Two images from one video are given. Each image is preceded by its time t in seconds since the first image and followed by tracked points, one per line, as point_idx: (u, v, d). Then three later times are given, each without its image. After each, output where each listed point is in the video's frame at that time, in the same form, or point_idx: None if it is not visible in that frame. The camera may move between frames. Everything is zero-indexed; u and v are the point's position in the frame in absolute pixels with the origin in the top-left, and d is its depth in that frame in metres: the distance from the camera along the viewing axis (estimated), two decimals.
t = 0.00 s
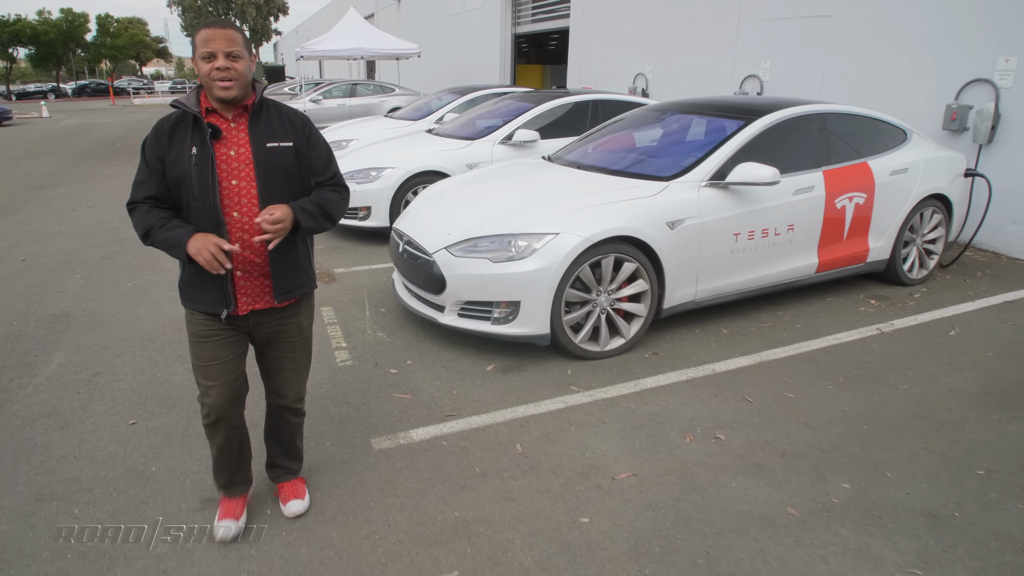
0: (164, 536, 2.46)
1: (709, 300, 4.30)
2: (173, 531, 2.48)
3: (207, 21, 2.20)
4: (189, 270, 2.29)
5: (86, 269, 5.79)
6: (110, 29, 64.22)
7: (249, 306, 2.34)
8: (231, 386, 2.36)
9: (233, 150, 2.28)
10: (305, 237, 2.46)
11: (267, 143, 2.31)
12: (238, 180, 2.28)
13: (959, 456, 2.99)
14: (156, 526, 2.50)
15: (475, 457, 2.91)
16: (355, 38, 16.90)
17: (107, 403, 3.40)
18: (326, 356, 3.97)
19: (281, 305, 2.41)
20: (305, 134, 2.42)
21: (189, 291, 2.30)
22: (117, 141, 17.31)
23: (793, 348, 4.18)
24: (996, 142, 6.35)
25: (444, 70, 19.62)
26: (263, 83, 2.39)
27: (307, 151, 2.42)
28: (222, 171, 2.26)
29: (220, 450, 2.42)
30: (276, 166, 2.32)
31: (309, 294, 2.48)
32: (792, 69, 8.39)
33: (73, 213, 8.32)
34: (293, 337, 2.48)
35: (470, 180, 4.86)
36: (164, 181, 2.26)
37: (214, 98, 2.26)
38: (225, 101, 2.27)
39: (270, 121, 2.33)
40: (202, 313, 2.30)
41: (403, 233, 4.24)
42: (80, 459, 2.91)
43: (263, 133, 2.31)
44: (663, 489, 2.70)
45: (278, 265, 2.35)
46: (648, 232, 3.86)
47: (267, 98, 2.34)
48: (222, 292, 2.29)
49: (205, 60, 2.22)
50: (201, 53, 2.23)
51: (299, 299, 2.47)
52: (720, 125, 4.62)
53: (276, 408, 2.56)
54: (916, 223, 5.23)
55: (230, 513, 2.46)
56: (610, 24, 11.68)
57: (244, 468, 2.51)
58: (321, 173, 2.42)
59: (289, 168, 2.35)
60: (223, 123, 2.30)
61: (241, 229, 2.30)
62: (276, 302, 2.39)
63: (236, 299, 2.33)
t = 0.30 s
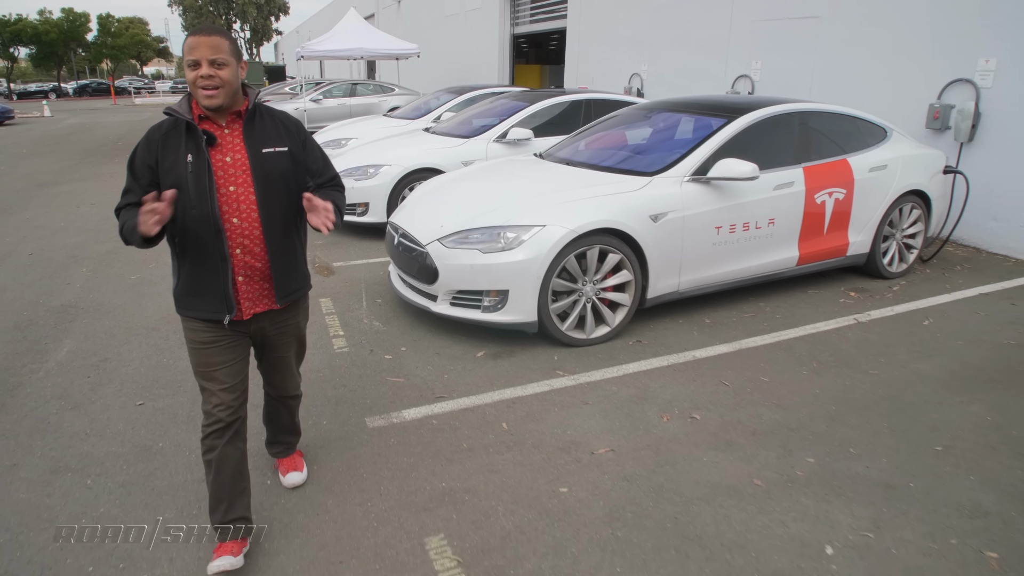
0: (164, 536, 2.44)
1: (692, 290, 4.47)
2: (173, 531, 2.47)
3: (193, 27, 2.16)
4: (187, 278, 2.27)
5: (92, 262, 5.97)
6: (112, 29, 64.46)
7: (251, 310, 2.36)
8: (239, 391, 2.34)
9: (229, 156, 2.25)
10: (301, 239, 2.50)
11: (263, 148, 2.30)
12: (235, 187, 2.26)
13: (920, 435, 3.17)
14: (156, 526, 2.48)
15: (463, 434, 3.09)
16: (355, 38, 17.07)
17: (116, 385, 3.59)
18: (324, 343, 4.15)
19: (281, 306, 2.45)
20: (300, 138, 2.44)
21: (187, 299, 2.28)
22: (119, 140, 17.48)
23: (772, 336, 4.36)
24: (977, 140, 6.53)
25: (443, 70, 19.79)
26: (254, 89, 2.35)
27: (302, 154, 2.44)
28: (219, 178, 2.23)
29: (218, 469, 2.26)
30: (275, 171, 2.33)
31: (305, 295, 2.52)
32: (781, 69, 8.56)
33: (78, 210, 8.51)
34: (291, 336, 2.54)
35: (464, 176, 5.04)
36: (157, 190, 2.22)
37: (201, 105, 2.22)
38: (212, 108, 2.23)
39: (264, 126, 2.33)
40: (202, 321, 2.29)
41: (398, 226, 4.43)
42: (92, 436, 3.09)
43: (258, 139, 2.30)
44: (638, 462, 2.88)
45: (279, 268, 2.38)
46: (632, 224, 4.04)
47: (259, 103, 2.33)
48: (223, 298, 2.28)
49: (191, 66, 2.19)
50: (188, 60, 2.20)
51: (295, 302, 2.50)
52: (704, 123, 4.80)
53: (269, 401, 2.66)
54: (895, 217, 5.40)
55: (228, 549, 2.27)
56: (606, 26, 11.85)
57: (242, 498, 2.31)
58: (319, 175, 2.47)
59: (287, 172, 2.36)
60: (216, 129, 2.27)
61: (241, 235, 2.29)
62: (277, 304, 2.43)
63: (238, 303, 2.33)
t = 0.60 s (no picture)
0: (164, 536, 2.45)
1: (674, 282, 4.64)
2: (173, 531, 2.47)
3: (191, 28, 2.14)
4: (160, 281, 2.22)
5: (95, 257, 6.15)
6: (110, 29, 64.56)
7: (230, 316, 2.31)
8: (221, 402, 2.33)
9: (210, 157, 2.22)
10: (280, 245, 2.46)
11: (245, 151, 2.27)
12: (216, 189, 2.22)
13: (883, 415, 3.36)
14: (156, 526, 2.49)
15: (451, 415, 3.27)
16: (353, 38, 17.23)
17: (121, 371, 3.76)
18: (320, 332, 4.32)
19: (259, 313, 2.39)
20: (281, 144, 2.42)
21: (159, 303, 2.23)
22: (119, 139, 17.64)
23: (750, 326, 4.54)
24: (956, 139, 6.73)
25: (440, 70, 19.94)
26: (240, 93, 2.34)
27: (282, 161, 2.42)
28: (200, 179, 2.19)
29: (214, 471, 2.33)
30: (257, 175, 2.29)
31: (284, 302, 2.47)
32: (770, 69, 8.73)
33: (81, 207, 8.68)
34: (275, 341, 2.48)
35: (455, 173, 5.20)
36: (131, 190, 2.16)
37: (191, 106, 2.18)
38: (202, 111, 2.20)
39: (247, 129, 2.30)
40: (176, 325, 2.24)
41: (392, 220, 4.60)
42: (99, 417, 3.26)
43: (240, 142, 2.27)
44: (615, 439, 3.06)
45: (259, 273, 2.33)
46: (615, 218, 4.22)
47: (243, 108, 2.29)
48: (199, 303, 2.23)
49: (186, 67, 2.15)
50: (180, 59, 2.15)
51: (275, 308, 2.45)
52: (687, 122, 4.99)
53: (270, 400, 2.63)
54: (874, 213, 5.59)
55: (234, 540, 2.34)
56: (600, 26, 12.01)
57: (240, 488, 2.40)
58: (297, 183, 2.46)
59: (268, 177, 2.33)
60: (197, 130, 2.23)
61: (220, 238, 2.25)
62: (254, 311, 2.36)
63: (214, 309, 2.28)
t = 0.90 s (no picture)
0: (164, 536, 2.46)
1: (654, 274, 4.83)
2: (173, 531, 2.48)
3: (189, 23, 2.16)
4: (145, 275, 2.24)
5: (98, 252, 6.35)
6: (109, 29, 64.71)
7: (214, 311, 2.27)
8: (215, 390, 2.46)
9: (197, 153, 2.22)
10: (268, 243, 2.45)
11: (232, 149, 2.27)
12: (201, 185, 2.23)
13: (845, 396, 3.55)
14: (156, 526, 2.50)
15: (436, 395, 3.47)
16: (350, 39, 17.42)
17: (125, 357, 3.95)
18: (314, 321, 4.51)
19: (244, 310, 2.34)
20: (269, 144, 2.42)
21: (146, 297, 2.26)
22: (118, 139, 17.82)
23: (727, 315, 4.73)
24: (933, 136, 6.93)
25: (437, 70, 20.13)
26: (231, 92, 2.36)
27: (269, 160, 2.42)
28: (185, 175, 2.20)
29: (211, 448, 2.51)
30: (243, 173, 2.29)
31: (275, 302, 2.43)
32: (756, 69, 8.92)
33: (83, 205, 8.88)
34: (259, 336, 2.36)
35: (445, 170, 5.39)
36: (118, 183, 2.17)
37: (182, 99, 2.18)
38: (193, 105, 2.20)
39: (235, 128, 2.31)
40: (160, 319, 2.27)
41: (383, 214, 4.80)
42: (104, 398, 3.46)
43: (229, 140, 2.27)
44: (590, 417, 3.25)
45: (245, 270, 2.31)
46: (596, 211, 4.41)
47: (230, 106, 2.29)
48: (181, 298, 2.25)
49: (180, 60, 2.16)
50: (176, 52, 2.16)
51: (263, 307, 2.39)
52: (668, 120, 5.19)
53: (249, 420, 2.37)
54: (850, 208, 5.79)
55: (230, 504, 2.54)
56: (593, 27, 12.20)
57: (237, 459, 2.59)
58: (283, 182, 2.48)
59: (255, 175, 2.33)
60: (185, 126, 2.24)
61: (203, 234, 2.25)
62: (239, 307, 2.32)
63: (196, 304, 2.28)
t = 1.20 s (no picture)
0: (164, 536, 2.47)
1: (641, 266, 5.00)
2: (173, 531, 2.50)
3: (187, 27, 2.17)
4: (150, 277, 2.30)
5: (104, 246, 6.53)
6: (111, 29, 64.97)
7: (210, 316, 2.30)
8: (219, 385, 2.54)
9: (199, 159, 2.25)
10: (272, 249, 2.45)
11: (233, 156, 2.29)
12: (201, 191, 2.25)
13: (817, 380, 3.73)
14: (156, 526, 2.51)
15: (427, 379, 3.65)
16: (349, 40, 17.58)
17: (132, 344, 4.13)
18: (312, 311, 4.70)
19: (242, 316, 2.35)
20: (274, 149, 2.43)
21: (151, 298, 2.32)
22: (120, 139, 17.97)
23: (711, 305, 4.90)
24: (918, 134, 7.09)
25: (436, 70, 20.28)
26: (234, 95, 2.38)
27: (274, 165, 2.42)
28: (186, 182, 2.23)
29: (215, 430, 2.62)
30: (244, 179, 2.30)
31: (275, 307, 2.43)
32: (747, 69, 9.07)
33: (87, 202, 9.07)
34: (253, 341, 2.36)
35: (439, 166, 5.56)
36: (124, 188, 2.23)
37: (183, 104, 2.21)
38: (194, 110, 2.23)
39: (239, 133, 2.32)
40: (162, 321, 2.32)
41: (379, 209, 4.97)
42: (113, 381, 3.64)
43: (231, 146, 2.29)
44: (572, 398, 3.43)
45: (243, 276, 2.31)
46: (583, 205, 4.58)
47: (236, 110, 2.32)
48: (180, 302, 2.27)
49: (180, 65, 2.18)
50: (175, 57, 2.19)
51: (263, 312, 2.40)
52: (655, 118, 5.37)
53: (240, 422, 2.33)
54: (834, 203, 5.95)
55: (232, 477, 2.72)
56: (589, 28, 12.35)
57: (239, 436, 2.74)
58: (289, 187, 2.49)
59: (257, 181, 2.34)
60: (188, 132, 2.26)
61: (202, 240, 2.27)
62: (238, 313, 2.34)
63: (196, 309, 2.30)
